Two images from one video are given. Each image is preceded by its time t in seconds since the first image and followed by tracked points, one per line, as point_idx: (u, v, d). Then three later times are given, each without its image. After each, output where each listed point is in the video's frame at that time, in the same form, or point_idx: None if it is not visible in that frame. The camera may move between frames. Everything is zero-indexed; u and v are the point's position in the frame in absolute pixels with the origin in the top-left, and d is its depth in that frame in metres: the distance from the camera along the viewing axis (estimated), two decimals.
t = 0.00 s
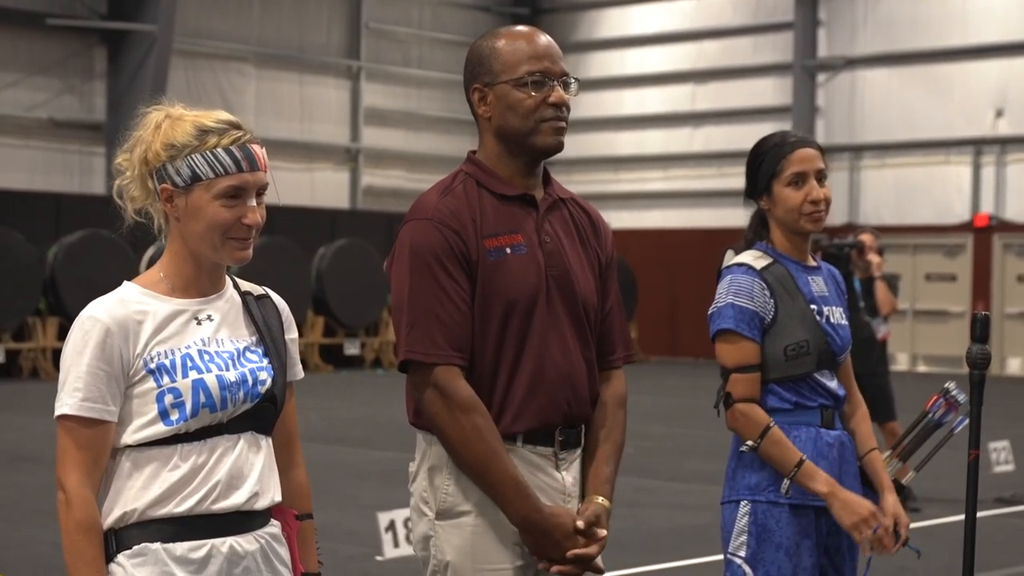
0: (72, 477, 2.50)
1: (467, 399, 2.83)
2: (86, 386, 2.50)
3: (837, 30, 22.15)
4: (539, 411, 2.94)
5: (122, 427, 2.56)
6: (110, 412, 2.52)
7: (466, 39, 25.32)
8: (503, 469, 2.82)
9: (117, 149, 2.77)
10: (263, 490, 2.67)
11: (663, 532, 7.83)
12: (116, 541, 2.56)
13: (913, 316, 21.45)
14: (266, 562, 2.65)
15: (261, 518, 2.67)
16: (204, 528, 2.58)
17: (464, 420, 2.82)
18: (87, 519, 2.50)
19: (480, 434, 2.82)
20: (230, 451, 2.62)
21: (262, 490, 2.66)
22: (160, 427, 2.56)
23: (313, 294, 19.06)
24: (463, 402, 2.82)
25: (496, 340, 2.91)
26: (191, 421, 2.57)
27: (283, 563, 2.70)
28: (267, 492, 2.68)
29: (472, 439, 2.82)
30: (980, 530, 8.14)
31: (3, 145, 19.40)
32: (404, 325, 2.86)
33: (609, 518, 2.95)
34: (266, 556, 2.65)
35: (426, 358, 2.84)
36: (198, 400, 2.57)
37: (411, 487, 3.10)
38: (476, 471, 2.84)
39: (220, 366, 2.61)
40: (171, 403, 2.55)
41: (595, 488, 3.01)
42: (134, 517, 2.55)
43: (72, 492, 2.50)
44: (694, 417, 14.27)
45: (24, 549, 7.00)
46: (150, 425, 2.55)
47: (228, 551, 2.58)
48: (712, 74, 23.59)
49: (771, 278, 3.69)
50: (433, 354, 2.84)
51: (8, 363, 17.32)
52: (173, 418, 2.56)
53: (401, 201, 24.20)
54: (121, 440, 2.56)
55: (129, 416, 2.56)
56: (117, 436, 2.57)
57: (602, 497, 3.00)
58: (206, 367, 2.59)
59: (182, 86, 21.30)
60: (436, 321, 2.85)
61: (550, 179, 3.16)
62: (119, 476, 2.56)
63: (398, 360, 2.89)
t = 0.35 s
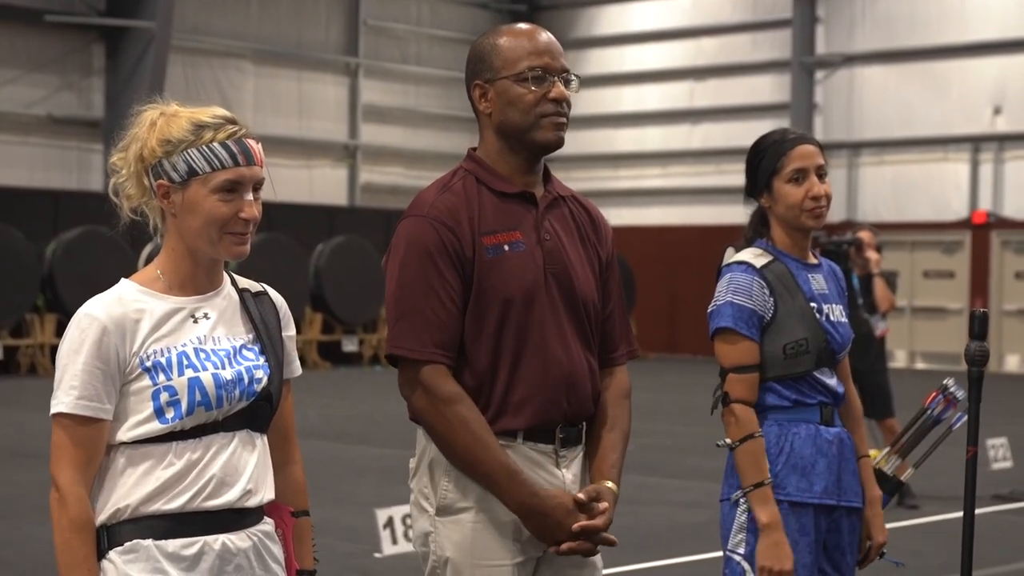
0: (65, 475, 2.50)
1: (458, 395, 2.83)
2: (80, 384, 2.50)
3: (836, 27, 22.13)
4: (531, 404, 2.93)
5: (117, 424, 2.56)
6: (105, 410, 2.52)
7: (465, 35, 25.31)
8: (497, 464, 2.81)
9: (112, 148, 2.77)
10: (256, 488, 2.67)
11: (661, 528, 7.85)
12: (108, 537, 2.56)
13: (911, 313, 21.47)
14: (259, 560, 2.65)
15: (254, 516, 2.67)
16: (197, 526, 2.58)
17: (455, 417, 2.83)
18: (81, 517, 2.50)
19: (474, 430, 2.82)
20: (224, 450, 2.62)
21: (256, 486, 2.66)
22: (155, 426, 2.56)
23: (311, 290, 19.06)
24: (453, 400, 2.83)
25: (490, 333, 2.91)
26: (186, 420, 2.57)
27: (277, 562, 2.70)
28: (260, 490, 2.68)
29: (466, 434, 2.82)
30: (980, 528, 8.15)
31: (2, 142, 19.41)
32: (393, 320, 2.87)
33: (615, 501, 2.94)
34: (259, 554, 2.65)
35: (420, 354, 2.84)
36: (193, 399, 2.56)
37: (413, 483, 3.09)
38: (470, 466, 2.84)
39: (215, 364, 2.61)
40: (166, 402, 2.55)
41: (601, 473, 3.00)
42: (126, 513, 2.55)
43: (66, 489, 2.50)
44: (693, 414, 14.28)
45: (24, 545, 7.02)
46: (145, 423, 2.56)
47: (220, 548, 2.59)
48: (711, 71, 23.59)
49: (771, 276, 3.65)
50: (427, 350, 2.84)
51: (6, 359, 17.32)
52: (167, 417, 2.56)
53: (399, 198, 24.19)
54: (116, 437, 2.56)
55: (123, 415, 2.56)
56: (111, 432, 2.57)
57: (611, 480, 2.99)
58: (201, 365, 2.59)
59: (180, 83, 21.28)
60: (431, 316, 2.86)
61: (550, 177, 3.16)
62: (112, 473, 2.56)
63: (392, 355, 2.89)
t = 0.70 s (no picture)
0: (63, 474, 2.51)
1: (456, 395, 2.84)
2: (77, 382, 2.50)
3: (832, 24, 22.13)
4: (529, 401, 2.93)
5: (114, 422, 2.56)
6: (102, 409, 2.52)
7: (461, 33, 25.31)
8: (494, 463, 2.82)
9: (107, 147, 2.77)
10: (253, 486, 2.67)
11: (658, 526, 7.85)
12: (105, 535, 2.56)
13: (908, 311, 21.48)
14: (255, 558, 2.65)
15: (251, 514, 2.68)
16: (192, 523, 2.58)
17: (453, 416, 2.83)
18: (76, 515, 2.50)
19: (471, 429, 2.83)
20: (220, 448, 2.62)
21: (252, 484, 2.67)
22: (151, 424, 2.56)
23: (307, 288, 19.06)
24: (451, 398, 2.83)
25: (487, 330, 2.91)
26: (181, 417, 2.57)
27: (274, 560, 2.71)
28: (256, 488, 2.68)
29: (463, 433, 2.83)
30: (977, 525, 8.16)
31: None
32: (391, 319, 2.87)
33: (616, 497, 2.94)
34: (255, 553, 2.65)
35: (417, 354, 2.85)
36: (190, 397, 2.57)
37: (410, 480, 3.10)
38: (467, 464, 2.84)
39: (211, 363, 2.61)
40: (162, 400, 2.55)
41: (602, 469, 3.00)
42: (123, 511, 2.56)
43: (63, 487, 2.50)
44: (689, 412, 14.29)
45: (22, 544, 7.01)
46: (141, 421, 2.56)
47: (217, 547, 2.59)
48: (707, 69, 23.59)
49: (771, 276, 3.64)
50: (425, 350, 2.85)
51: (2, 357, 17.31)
52: (163, 415, 2.56)
53: (396, 196, 24.17)
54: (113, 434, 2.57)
55: (119, 413, 2.56)
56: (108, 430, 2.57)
57: (611, 477, 2.99)
58: (198, 363, 2.59)
59: (177, 81, 21.27)
60: (428, 316, 2.86)
61: (546, 175, 3.16)
62: (108, 471, 2.56)
63: (389, 356, 2.90)
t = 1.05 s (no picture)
0: (59, 470, 2.50)
1: (451, 393, 2.84)
2: (72, 376, 2.50)
3: (827, 22, 22.13)
4: (523, 398, 2.94)
5: (109, 418, 2.57)
6: (98, 404, 2.52)
7: (457, 31, 25.31)
8: (487, 461, 2.83)
9: (102, 146, 2.78)
10: (254, 484, 2.68)
11: (653, 524, 7.86)
12: (105, 534, 2.56)
13: (903, 308, 21.56)
14: (256, 557, 2.66)
15: (250, 512, 2.68)
16: (192, 521, 2.59)
17: (447, 414, 2.84)
18: (73, 511, 2.50)
19: (464, 427, 2.84)
20: (218, 446, 2.62)
21: (252, 480, 2.67)
22: (147, 420, 2.56)
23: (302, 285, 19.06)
24: (445, 397, 2.84)
25: (483, 328, 2.92)
26: (177, 414, 2.57)
27: (274, 559, 2.71)
28: (256, 486, 2.69)
29: (456, 431, 2.84)
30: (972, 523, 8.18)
31: None
32: (386, 317, 2.87)
33: (605, 498, 2.94)
34: (256, 551, 2.66)
35: (412, 352, 2.85)
36: (186, 393, 2.57)
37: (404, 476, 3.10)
38: (460, 462, 2.85)
39: (207, 359, 2.61)
40: (159, 396, 2.56)
41: (592, 469, 3.01)
42: (121, 510, 2.56)
43: (59, 483, 2.50)
44: (683, 410, 14.30)
45: (17, 541, 7.00)
46: (137, 417, 2.56)
47: (218, 545, 2.59)
48: (701, 67, 23.59)
49: (764, 274, 3.65)
50: (420, 347, 2.85)
51: None
52: (159, 411, 2.56)
53: (391, 193, 24.18)
54: (109, 432, 2.57)
55: (115, 411, 2.57)
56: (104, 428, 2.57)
57: (601, 477, 3.00)
58: (193, 360, 2.60)
59: (172, 78, 21.25)
60: (424, 313, 2.86)
61: (541, 172, 3.16)
62: (106, 469, 2.57)
63: (384, 354, 2.90)
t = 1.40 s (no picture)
0: (64, 470, 2.50)
1: (449, 393, 2.84)
2: (76, 375, 2.50)
3: (825, 22, 22.13)
4: (519, 397, 2.94)
5: (113, 418, 2.57)
6: (101, 402, 2.52)
7: (455, 31, 25.31)
8: (485, 460, 2.82)
9: (102, 147, 2.78)
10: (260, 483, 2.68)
11: (652, 524, 7.86)
12: (111, 535, 2.57)
13: (902, 308, 21.54)
14: (261, 557, 2.66)
15: (256, 512, 2.68)
16: (197, 522, 2.59)
17: (445, 413, 2.84)
18: (79, 511, 2.50)
19: (462, 427, 2.84)
20: (223, 445, 2.62)
21: (256, 479, 2.68)
22: (151, 418, 2.56)
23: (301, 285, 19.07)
24: (443, 396, 2.84)
25: (480, 328, 2.92)
26: (180, 412, 2.57)
27: (280, 558, 2.72)
28: (262, 486, 2.69)
29: (454, 431, 2.84)
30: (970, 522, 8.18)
31: None
32: (383, 316, 2.88)
33: (604, 497, 2.95)
34: (261, 551, 2.66)
35: (409, 351, 2.85)
36: (189, 391, 2.57)
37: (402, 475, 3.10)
38: (458, 463, 2.85)
39: (208, 358, 2.61)
40: (162, 394, 2.56)
41: (591, 469, 3.02)
42: (127, 511, 2.56)
43: (64, 482, 2.50)
44: (682, 410, 14.30)
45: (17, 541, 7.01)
46: (141, 416, 2.56)
47: (224, 546, 2.60)
48: (699, 67, 23.59)
49: (762, 274, 3.64)
50: (418, 347, 2.85)
51: None
52: (162, 409, 2.56)
53: (390, 193, 24.17)
54: (114, 430, 2.57)
55: (120, 410, 2.57)
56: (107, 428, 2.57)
57: (600, 476, 3.00)
58: (196, 358, 2.60)
59: (171, 78, 21.25)
60: (422, 312, 2.86)
61: (538, 172, 3.16)
62: (111, 468, 2.57)
63: (382, 354, 2.90)
